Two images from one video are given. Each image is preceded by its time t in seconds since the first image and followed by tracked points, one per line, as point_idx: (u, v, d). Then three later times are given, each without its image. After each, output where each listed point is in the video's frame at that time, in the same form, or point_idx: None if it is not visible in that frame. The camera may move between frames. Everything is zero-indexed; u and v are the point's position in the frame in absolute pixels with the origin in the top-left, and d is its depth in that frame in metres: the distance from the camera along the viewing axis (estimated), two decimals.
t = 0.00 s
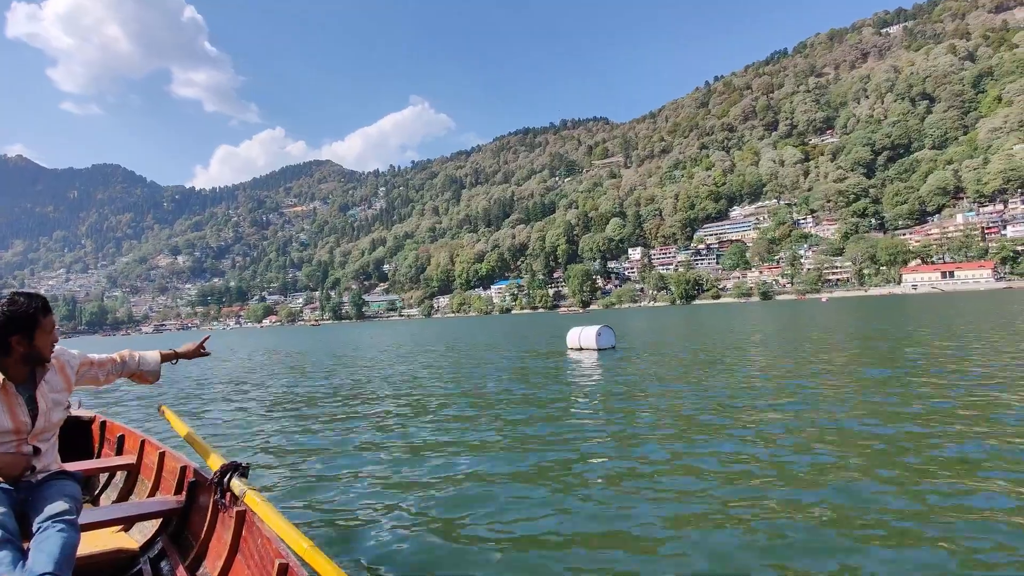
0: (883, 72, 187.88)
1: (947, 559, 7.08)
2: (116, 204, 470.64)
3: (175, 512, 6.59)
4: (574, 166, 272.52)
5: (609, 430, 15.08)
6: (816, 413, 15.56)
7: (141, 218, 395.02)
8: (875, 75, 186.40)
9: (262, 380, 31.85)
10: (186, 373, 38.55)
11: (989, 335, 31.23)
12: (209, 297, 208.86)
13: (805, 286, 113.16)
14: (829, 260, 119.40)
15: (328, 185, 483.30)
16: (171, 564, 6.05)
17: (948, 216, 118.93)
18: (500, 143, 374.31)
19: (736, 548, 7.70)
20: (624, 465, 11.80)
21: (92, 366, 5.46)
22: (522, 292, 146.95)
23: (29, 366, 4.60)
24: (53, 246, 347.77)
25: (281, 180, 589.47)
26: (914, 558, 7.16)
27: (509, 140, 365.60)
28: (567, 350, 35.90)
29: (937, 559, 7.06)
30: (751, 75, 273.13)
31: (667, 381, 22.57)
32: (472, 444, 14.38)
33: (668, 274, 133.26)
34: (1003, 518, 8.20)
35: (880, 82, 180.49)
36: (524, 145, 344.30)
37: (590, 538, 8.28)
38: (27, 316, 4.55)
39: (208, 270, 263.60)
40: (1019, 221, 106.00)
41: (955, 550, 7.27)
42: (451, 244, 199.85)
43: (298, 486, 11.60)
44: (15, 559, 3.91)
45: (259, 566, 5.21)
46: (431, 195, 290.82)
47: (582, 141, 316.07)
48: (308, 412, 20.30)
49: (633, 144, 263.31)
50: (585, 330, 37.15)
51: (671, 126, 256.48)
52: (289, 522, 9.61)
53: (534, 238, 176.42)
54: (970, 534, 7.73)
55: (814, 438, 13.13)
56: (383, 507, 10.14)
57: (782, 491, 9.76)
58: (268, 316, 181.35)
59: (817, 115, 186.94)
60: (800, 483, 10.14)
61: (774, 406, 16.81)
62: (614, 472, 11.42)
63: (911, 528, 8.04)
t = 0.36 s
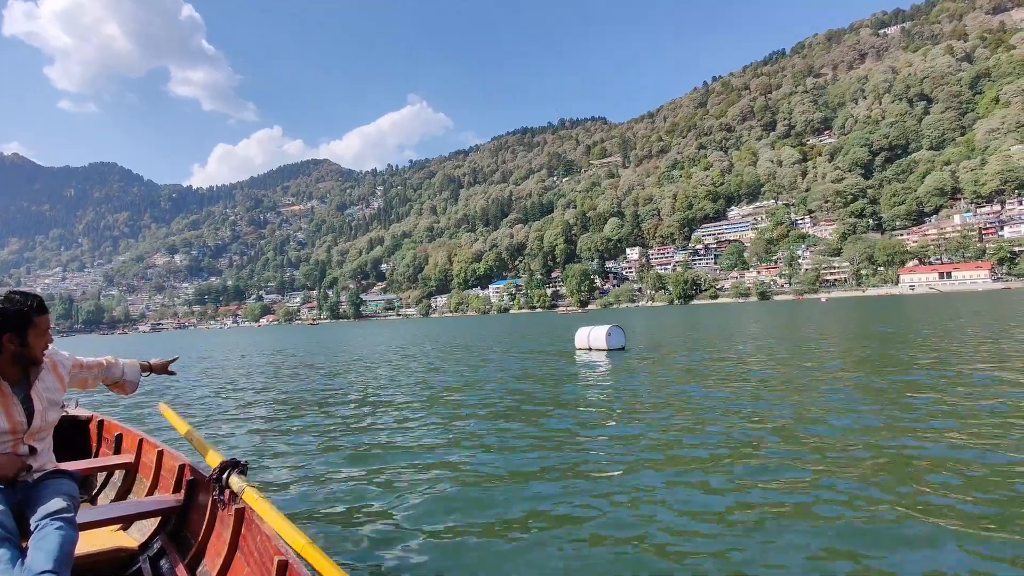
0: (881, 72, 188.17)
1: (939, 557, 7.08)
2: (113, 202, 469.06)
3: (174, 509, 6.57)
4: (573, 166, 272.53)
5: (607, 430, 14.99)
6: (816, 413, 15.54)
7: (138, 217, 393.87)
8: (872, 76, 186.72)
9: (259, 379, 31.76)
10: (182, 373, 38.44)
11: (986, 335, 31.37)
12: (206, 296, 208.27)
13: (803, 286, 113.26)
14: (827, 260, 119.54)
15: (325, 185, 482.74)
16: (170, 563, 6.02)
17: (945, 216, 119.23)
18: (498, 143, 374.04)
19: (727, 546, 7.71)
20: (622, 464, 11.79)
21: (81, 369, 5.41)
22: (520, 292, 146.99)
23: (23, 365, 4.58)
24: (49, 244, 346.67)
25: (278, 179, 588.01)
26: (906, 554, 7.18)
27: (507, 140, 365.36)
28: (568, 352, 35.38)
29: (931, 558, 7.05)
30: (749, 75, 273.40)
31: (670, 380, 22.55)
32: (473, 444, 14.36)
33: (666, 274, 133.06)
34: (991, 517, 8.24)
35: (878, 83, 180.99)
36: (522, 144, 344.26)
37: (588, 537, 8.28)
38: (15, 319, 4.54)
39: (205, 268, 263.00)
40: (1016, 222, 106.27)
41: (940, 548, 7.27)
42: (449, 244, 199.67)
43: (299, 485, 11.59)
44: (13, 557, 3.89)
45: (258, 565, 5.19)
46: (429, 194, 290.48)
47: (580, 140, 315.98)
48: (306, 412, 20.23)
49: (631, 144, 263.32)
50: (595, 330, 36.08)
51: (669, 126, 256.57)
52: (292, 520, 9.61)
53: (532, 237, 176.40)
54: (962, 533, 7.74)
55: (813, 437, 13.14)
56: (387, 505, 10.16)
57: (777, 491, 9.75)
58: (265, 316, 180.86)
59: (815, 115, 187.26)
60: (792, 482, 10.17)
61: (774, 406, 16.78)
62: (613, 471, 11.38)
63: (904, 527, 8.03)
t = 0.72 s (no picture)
0: (881, 73, 188.33)
1: (941, 555, 7.06)
2: (112, 201, 468.63)
3: (174, 507, 6.52)
4: (573, 166, 272.62)
5: (610, 430, 14.97)
6: (817, 414, 15.51)
7: (138, 216, 393.77)
8: (873, 77, 186.93)
9: (260, 379, 31.73)
10: (182, 371, 38.39)
11: (988, 336, 31.63)
12: (205, 295, 208.09)
13: (803, 287, 113.34)
14: (827, 261, 119.53)
15: (325, 184, 482.73)
16: (171, 561, 5.98)
17: (945, 218, 119.51)
18: (498, 143, 374.13)
19: (729, 545, 7.70)
20: (624, 463, 11.81)
21: (79, 368, 5.36)
22: (520, 292, 147.03)
23: (19, 362, 4.55)
24: (48, 243, 346.34)
25: (279, 179, 588.00)
26: (907, 552, 7.16)
27: (507, 139, 365.31)
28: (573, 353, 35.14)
29: (932, 555, 7.05)
30: (749, 76, 273.54)
31: (673, 380, 22.60)
32: (474, 443, 14.34)
33: (666, 275, 133.10)
34: (995, 517, 8.21)
35: (878, 84, 181.29)
36: (522, 144, 344.34)
37: (590, 535, 8.25)
38: (7, 316, 4.47)
39: (205, 268, 262.90)
40: (1016, 224, 106.36)
41: (941, 548, 7.24)
42: (449, 244, 199.70)
43: (301, 483, 11.56)
44: (14, 555, 3.86)
45: (259, 561, 5.16)
46: (429, 194, 290.61)
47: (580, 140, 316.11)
48: (307, 411, 20.20)
49: (631, 144, 263.57)
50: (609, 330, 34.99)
51: (669, 127, 256.69)
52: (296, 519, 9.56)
53: (532, 237, 176.39)
54: (963, 531, 7.72)
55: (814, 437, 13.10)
56: (389, 503, 10.14)
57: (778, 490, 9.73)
58: (265, 315, 180.67)
59: (815, 116, 187.42)
60: (791, 480, 10.19)
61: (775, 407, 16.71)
62: (615, 470, 11.38)
63: (906, 525, 8.00)
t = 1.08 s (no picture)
0: (884, 74, 188.09)
1: (939, 560, 7.01)
2: (114, 199, 469.01)
3: (174, 505, 6.51)
4: (574, 165, 272.50)
5: (610, 430, 14.99)
6: (819, 415, 15.43)
7: (139, 215, 393.80)
8: (875, 78, 186.85)
9: (260, 377, 31.70)
10: (183, 369, 38.51)
11: (986, 336, 32.00)
12: (206, 294, 208.06)
13: (805, 287, 113.17)
14: (829, 261, 119.35)
15: (327, 184, 482.93)
16: (170, 559, 5.97)
17: (947, 219, 119.42)
18: (499, 143, 374.07)
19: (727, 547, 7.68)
20: (624, 464, 11.82)
21: (78, 368, 5.33)
22: (521, 292, 146.96)
23: (13, 360, 4.52)
24: (50, 242, 346.67)
25: (280, 177, 587.99)
26: (903, 555, 7.16)
27: (509, 139, 365.43)
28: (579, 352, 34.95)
29: (931, 560, 7.03)
30: (751, 76, 273.29)
31: (673, 380, 22.71)
32: (475, 442, 14.35)
33: (667, 275, 133.14)
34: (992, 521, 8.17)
35: (880, 85, 181.29)
36: (524, 144, 344.39)
37: (588, 536, 8.22)
38: (2, 311, 4.43)
39: (206, 266, 263.06)
40: (1018, 224, 106.07)
41: (938, 552, 7.24)
42: (450, 243, 199.61)
43: (303, 482, 11.56)
44: (14, 552, 3.86)
45: (258, 561, 5.12)
46: (430, 194, 290.66)
47: (582, 140, 316.12)
48: (309, 409, 20.18)
49: (632, 144, 263.38)
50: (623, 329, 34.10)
51: (671, 127, 256.43)
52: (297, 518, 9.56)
53: (533, 237, 176.29)
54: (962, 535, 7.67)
55: (810, 438, 13.17)
56: (390, 502, 10.16)
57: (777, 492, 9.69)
58: (265, 314, 180.70)
59: (817, 117, 187.31)
60: (788, 483, 10.18)
61: (772, 408, 16.78)
62: (616, 470, 11.36)
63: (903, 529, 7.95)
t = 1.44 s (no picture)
0: (888, 74, 187.87)
1: (933, 558, 7.00)
2: (117, 199, 470.05)
3: (175, 504, 6.50)
4: (577, 166, 272.64)
5: (615, 429, 15.00)
6: (823, 416, 15.40)
7: (142, 214, 394.27)
8: (879, 78, 186.53)
9: (264, 377, 31.64)
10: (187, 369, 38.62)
11: (989, 338, 32.14)
12: (208, 293, 208.29)
13: (808, 288, 113.02)
14: (832, 262, 119.12)
15: (330, 184, 483.53)
16: (173, 559, 5.96)
17: (951, 220, 119.22)
18: (502, 143, 374.20)
19: (721, 544, 7.70)
20: (628, 463, 11.81)
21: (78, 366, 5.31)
22: (523, 292, 146.96)
23: (14, 362, 4.47)
24: (53, 241, 347.62)
25: (283, 177, 588.52)
26: (907, 552, 7.15)
27: (511, 139, 365.71)
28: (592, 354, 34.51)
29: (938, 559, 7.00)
30: (754, 77, 273.11)
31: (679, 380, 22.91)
32: (478, 442, 14.36)
33: (670, 275, 133.22)
34: (987, 519, 8.16)
35: (884, 85, 181.06)
36: (526, 144, 344.81)
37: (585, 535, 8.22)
38: (2, 310, 4.39)
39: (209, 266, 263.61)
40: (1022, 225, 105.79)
41: (942, 550, 7.24)
42: (452, 243, 199.67)
43: (308, 482, 11.54)
44: (16, 552, 3.84)
45: (261, 560, 5.11)
46: (433, 194, 290.81)
47: (584, 140, 316.29)
48: (312, 409, 20.16)
49: (635, 145, 263.11)
50: (640, 330, 33.25)
51: (674, 127, 256.27)
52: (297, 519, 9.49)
53: (535, 237, 176.32)
54: (953, 534, 7.68)
55: (813, 439, 13.15)
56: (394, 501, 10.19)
57: (776, 491, 9.66)
58: (268, 314, 180.92)
59: (821, 117, 187.20)
60: (790, 482, 10.14)
61: (777, 408, 16.75)
62: (619, 469, 11.35)
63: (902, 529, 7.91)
